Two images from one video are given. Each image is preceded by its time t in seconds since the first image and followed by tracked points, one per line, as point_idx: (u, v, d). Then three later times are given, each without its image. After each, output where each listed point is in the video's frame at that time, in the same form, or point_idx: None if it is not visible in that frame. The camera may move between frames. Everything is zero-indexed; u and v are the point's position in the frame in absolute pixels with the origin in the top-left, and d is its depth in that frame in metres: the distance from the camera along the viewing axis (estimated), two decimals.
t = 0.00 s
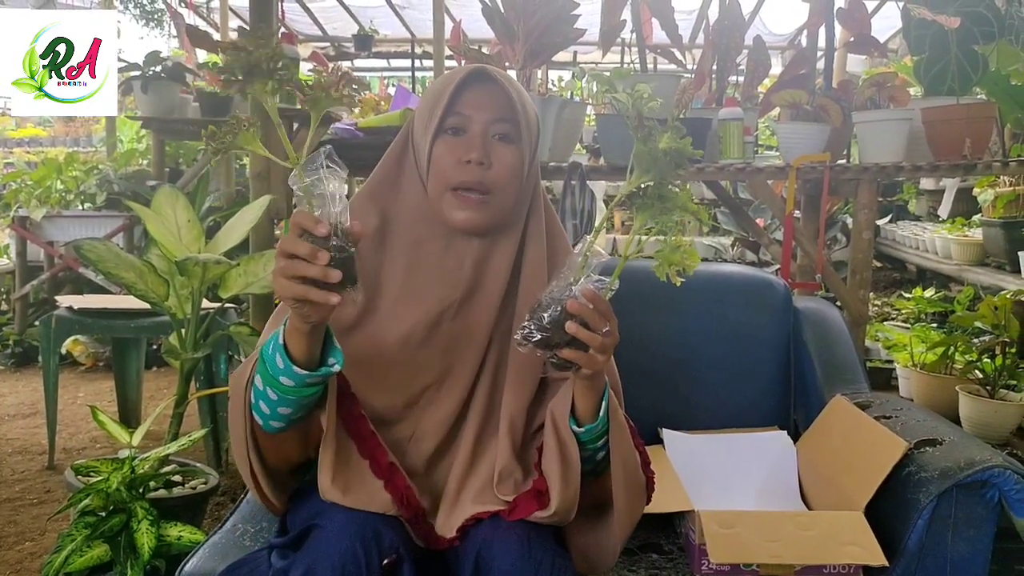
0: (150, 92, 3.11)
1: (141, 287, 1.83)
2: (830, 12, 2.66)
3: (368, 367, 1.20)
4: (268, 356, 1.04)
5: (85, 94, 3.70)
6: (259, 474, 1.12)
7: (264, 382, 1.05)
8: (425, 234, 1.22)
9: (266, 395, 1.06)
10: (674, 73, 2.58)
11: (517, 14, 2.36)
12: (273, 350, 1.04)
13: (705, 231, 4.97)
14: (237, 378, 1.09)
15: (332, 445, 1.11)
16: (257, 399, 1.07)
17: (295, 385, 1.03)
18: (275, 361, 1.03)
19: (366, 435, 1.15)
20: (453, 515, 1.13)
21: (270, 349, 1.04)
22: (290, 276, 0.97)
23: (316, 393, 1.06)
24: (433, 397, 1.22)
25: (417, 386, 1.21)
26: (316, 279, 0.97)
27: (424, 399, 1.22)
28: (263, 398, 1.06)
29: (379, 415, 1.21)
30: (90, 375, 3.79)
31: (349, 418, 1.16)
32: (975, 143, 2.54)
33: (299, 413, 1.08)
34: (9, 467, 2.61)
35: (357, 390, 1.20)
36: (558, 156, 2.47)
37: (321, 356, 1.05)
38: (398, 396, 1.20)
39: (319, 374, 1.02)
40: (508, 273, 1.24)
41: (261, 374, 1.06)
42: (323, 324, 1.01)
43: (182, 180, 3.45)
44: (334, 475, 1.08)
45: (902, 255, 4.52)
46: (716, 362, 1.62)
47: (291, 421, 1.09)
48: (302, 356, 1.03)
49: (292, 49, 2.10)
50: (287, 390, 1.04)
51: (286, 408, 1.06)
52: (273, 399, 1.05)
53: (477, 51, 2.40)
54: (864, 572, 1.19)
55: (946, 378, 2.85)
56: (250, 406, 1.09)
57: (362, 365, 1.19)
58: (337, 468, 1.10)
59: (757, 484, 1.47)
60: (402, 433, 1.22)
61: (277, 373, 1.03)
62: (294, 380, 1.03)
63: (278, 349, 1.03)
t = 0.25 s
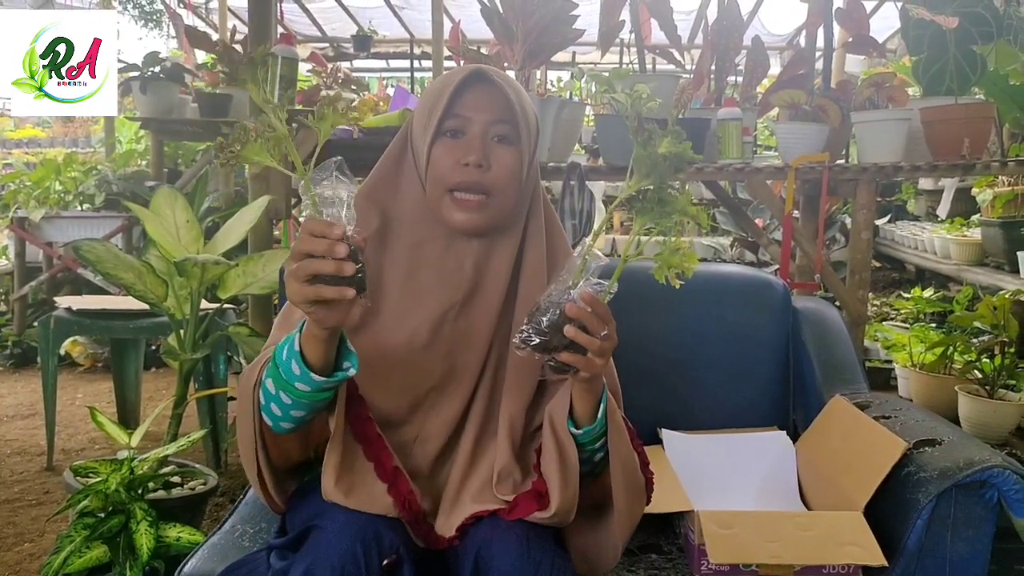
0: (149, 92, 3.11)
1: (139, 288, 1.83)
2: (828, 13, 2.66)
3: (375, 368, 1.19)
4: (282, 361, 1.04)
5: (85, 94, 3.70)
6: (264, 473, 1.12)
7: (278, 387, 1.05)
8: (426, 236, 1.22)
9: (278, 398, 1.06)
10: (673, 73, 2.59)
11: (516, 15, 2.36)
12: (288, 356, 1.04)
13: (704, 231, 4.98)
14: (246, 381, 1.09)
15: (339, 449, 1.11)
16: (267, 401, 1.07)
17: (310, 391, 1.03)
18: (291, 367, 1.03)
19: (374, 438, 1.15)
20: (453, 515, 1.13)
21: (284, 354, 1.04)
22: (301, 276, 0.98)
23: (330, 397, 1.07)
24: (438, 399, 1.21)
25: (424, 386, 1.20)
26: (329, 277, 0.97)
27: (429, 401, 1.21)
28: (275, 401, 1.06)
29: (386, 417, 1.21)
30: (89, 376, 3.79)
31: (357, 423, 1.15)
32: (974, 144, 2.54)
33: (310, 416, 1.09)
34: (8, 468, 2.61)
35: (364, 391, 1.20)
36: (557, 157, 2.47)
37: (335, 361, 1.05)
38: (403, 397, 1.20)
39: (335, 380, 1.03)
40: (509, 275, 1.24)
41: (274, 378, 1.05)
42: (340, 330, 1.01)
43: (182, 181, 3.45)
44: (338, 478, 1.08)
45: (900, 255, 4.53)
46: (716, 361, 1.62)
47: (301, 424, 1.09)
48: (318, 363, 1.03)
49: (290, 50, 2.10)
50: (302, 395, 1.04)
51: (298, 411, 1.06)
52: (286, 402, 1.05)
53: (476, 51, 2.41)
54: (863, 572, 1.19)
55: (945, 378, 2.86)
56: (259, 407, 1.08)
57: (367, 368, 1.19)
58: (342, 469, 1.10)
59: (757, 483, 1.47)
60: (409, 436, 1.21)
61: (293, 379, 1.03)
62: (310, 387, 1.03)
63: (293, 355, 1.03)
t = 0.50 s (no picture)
0: (146, 94, 3.11)
1: (138, 289, 1.83)
2: (826, 14, 2.66)
3: (376, 371, 1.19)
4: (286, 368, 1.04)
5: (85, 94, 3.67)
6: (264, 475, 1.12)
7: (280, 392, 1.05)
8: (424, 239, 1.22)
9: (281, 403, 1.06)
10: (671, 74, 2.59)
11: (514, 17, 2.37)
12: (292, 363, 1.03)
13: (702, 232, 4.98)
14: (249, 385, 1.09)
15: (340, 451, 1.11)
16: (269, 405, 1.07)
17: (314, 399, 1.04)
18: (294, 374, 1.03)
19: (376, 442, 1.14)
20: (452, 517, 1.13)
21: (288, 361, 1.04)
22: (307, 284, 0.98)
23: (332, 404, 1.07)
24: (439, 402, 1.21)
25: (426, 388, 1.20)
26: (335, 286, 0.97)
27: (430, 404, 1.21)
28: (277, 407, 1.06)
29: (387, 419, 1.21)
30: (87, 378, 3.78)
31: (359, 426, 1.15)
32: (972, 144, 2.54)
33: (311, 422, 1.09)
34: (6, 470, 2.60)
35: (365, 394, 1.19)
36: (555, 157, 2.47)
37: (338, 369, 1.05)
38: (404, 399, 1.20)
39: (338, 389, 1.03)
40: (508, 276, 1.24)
41: (277, 384, 1.05)
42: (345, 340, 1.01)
43: (180, 182, 3.45)
44: (339, 481, 1.08)
45: (898, 255, 4.54)
46: (715, 362, 1.62)
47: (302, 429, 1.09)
48: (322, 371, 1.03)
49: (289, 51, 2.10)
50: (305, 402, 1.04)
51: (300, 417, 1.06)
52: (288, 408, 1.06)
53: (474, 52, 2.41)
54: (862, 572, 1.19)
55: (944, 378, 2.86)
56: (261, 411, 1.08)
57: (367, 372, 1.19)
58: (343, 472, 1.10)
59: (755, 484, 1.47)
60: (411, 438, 1.21)
61: (296, 387, 1.03)
62: (313, 394, 1.03)
63: (297, 363, 1.03)
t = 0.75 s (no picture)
0: (145, 95, 3.10)
1: (137, 290, 1.82)
2: (825, 14, 2.66)
3: (377, 371, 1.18)
4: (283, 368, 1.04)
5: (85, 94, 3.68)
6: (261, 477, 1.12)
7: (278, 393, 1.05)
8: (425, 238, 1.22)
9: (278, 404, 1.06)
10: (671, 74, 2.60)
11: (513, 17, 2.37)
12: (289, 363, 1.03)
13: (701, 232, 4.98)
14: (246, 386, 1.09)
15: (339, 452, 1.10)
16: (266, 406, 1.07)
17: (310, 399, 1.03)
18: (291, 374, 1.03)
19: (376, 443, 1.14)
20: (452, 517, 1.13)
21: (285, 361, 1.04)
22: (304, 281, 0.98)
23: (329, 405, 1.07)
24: (440, 402, 1.21)
25: (426, 388, 1.20)
26: (333, 285, 0.97)
27: (430, 404, 1.21)
28: (274, 407, 1.06)
29: (388, 421, 1.20)
30: (86, 379, 3.78)
31: (358, 427, 1.14)
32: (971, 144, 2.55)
33: (308, 424, 1.09)
34: (5, 471, 2.60)
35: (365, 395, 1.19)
36: (554, 158, 2.47)
37: (336, 369, 1.05)
38: (404, 399, 1.19)
39: (335, 390, 1.03)
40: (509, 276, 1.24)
41: (274, 385, 1.05)
42: (341, 339, 1.01)
43: (179, 183, 3.45)
44: (339, 483, 1.08)
45: (897, 255, 4.54)
46: (715, 363, 1.62)
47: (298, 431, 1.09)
48: (319, 372, 1.03)
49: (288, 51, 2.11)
50: (301, 403, 1.04)
51: (297, 418, 1.06)
52: (285, 409, 1.05)
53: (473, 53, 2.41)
54: (862, 573, 1.19)
55: (942, 378, 2.87)
56: (258, 412, 1.08)
57: (368, 373, 1.18)
58: (343, 473, 1.10)
59: (755, 484, 1.47)
60: (410, 439, 1.21)
61: (293, 387, 1.03)
62: (311, 395, 1.03)
63: (293, 363, 1.03)
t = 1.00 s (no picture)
0: (144, 95, 3.10)
1: (136, 291, 1.82)
2: (824, 14, 2.67)
3: (378, 369, 1.18)
4: (285, 361, 1.04)
5: (85, 94, 3.68)
6: (259, 476, 1.11)
7: (278, 388, 1.05)
8: (422, 238, 1.22)
9: (278, 400, 1.05)
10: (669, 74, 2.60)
11: (512, 18, 2.37)
12: (291, 356, 1.03)
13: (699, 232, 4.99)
14: (246, 383, 1.09)
15: (338, 451, 1.10)
16: (266, 402, 1.07)
17: (311, 393, 1.03)
18: (292, 367, 1.03)
19: (375, 443, 1.14)
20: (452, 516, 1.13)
21: (287, 355, 1.04)
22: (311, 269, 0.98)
23: (330, 401, 1.06)
24: (439, 401, 1.21)
25: (425, 388, 1.20)
26: (339, 274, 0.97)
27: (429, 403, 1.21)
28: (274, 403, 1.06)
29: (388, 420, 1.20)
30: (85, 380, 3.78)
31: (357, 427, 1.14)
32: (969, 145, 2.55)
33: (308, 420, 1.08)
34: (3, 472, 2.60)
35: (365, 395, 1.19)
36: (553, 158, 2.48)
37: (337, 365, 1.05)
38: (403, 398, 1.19)
39: (336, 382, 1.02)
40: (507, 275, 1.24)
41: (275, 380, 1.05)
42: (344, 330, 1.01)
43: (178, 184, 3.45)
44: (338, 483, 1.08)
45: (895, 255, 4.55)
46: (714, 363, 1.62)
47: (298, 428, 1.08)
48: (320, 364, 1.03)
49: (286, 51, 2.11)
50: (302, 397, 1.04)
51: (297, 414, 1.06)
52: (286, 404, 1.05)
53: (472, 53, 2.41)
54: (861, 572, 1.19)
55: (941, 378, 2.87)
56: (257, 410, 1.08)
57: (367, 373, 1.18)
58: (343, 473, 1.10)
59: (754, 484, 1.47)
60: (409, 438, 1.21)
61: (294, 381, 1.03)
62: (311, 389, 1.02)
63: (296, 355, 1.03)
